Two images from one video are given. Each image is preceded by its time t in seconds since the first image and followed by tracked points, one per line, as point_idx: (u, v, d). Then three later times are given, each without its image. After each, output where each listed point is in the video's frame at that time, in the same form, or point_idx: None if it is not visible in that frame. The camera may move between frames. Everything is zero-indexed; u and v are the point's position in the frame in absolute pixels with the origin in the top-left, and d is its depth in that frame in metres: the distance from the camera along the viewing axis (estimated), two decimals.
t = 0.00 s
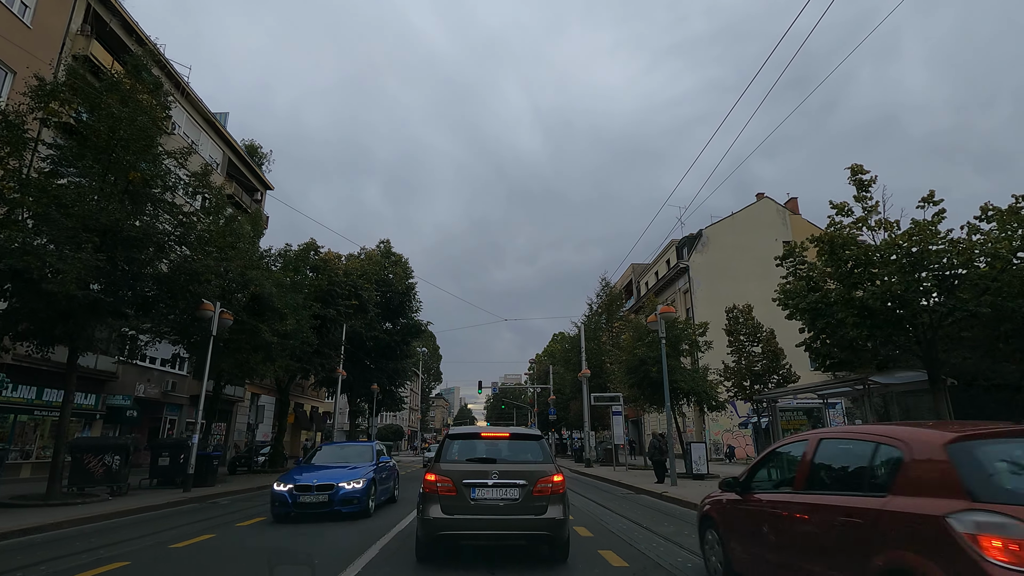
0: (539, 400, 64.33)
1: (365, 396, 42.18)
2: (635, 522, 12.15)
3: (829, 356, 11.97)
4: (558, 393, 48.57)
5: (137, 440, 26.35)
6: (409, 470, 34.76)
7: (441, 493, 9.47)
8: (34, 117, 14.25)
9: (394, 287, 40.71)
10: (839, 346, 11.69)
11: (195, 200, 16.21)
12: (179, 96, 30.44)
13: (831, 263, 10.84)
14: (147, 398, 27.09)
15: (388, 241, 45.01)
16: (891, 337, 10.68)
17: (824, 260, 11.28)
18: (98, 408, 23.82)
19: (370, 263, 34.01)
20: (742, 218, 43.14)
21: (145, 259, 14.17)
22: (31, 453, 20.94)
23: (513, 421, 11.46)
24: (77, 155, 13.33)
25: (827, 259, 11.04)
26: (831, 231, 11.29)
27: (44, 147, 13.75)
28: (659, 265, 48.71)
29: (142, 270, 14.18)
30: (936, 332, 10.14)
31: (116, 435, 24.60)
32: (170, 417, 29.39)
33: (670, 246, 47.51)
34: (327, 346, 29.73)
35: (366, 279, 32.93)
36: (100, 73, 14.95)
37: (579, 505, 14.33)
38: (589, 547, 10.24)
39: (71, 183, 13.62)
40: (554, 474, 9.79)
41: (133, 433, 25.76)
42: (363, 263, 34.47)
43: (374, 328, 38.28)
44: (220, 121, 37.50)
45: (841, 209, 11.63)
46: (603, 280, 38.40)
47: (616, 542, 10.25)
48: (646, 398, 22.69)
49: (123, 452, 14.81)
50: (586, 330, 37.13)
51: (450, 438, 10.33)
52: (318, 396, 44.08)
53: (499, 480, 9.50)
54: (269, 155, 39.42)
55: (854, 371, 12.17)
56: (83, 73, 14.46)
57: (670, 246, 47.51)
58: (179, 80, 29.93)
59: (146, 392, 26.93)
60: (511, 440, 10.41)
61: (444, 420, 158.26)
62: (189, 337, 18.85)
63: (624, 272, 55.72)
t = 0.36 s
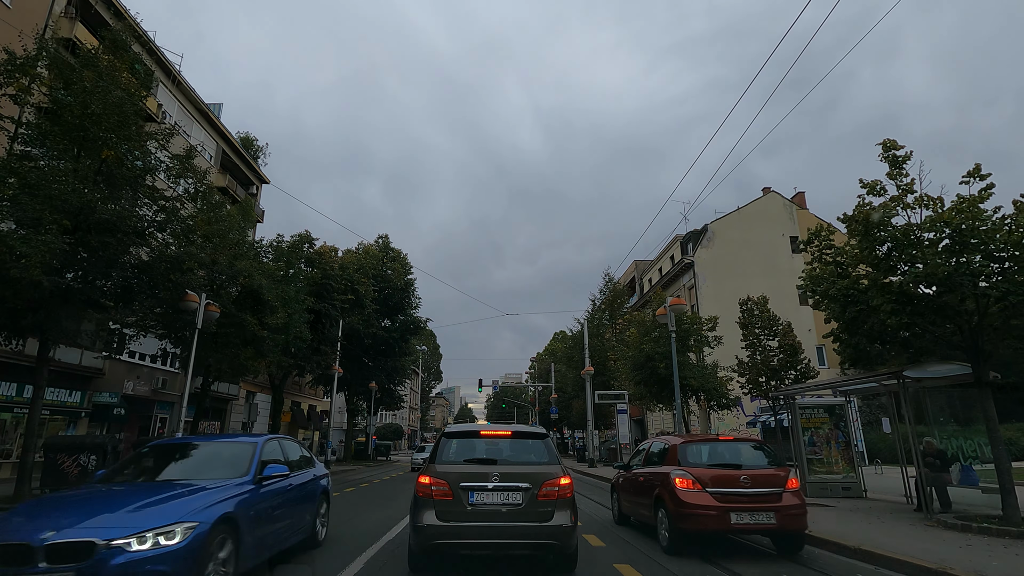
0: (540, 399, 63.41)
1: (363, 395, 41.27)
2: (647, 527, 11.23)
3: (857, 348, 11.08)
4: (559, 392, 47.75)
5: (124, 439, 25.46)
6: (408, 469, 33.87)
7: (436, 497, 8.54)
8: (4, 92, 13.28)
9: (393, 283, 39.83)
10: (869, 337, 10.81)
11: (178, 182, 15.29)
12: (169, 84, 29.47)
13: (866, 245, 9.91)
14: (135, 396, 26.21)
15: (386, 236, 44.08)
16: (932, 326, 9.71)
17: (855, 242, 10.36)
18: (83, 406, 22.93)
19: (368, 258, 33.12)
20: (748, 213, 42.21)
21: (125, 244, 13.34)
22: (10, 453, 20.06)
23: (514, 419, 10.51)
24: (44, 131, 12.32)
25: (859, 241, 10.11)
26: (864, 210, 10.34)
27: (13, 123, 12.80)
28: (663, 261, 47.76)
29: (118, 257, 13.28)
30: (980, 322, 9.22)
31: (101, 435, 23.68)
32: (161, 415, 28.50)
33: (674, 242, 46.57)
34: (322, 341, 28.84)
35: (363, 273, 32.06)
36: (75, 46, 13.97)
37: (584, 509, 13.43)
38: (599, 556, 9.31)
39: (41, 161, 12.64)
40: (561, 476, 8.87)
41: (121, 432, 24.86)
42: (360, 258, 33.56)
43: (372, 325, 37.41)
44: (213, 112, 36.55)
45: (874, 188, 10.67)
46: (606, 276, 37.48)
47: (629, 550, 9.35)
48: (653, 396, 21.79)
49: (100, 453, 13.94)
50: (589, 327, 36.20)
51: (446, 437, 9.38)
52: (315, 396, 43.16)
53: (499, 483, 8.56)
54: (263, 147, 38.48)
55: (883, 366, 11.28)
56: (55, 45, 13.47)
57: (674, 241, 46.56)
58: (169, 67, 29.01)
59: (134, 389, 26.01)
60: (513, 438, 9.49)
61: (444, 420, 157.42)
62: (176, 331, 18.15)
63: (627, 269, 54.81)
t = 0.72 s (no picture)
0: (541, 399, 62.64)
1: (361, 394, 40.53)
2: (657, 532, 10.47)
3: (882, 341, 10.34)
4: (561, 391, 46.97)
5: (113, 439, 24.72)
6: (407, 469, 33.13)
7: (431, 502, 7.80)
8: None
9: (391, 280, 39.13)
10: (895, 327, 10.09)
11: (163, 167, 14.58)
12: (162, 75, 28.72)
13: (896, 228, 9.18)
14: (125, 395, 25.48)
15: (385, 232, 43.32)
16: (969, 316, 8.98)
17: (880, 227, 9.66)
18: (70, 405, 22.20)
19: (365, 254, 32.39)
20: (753, 209, 41.48)
21: (107, 232, 12.69)
22: None
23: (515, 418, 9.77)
24: (4, 102, 11.33)
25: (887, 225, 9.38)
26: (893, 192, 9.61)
27: None
28: (666, 258, 47.01)
29: (95, 246, 12.56)
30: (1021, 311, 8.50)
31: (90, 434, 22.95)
32: (152, 414, 27.77)
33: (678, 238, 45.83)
34: (319, 338, 28.13)
35: (360, 269, 31.36)
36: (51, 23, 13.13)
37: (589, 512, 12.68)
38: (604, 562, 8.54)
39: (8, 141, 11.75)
40: (566, 478, 8.16)
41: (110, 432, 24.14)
42: (357, 253, 32.83)
43: (371, 322, 36.68)
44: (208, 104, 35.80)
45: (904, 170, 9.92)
46: (608, 272, 36.73)
47: (636, 557, 8.55)
48: (659, 395, 21.05)
49: (79, 453, 13.25)
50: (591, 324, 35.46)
51: (443, 437, 8.65)
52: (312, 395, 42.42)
53: (500, 486, 7.84)
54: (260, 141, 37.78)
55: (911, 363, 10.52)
56: (29, 20, 12.63)
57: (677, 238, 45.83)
58: (162, 58, 28.26)
59: (124, 388, 25.29)
60: (515, 439, 8.78)
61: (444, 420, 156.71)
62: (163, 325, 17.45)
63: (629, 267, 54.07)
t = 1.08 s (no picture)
0: (542, 399, 62.18)
1: (360, 393, 40.00)
2: (663, 532, 9.95)
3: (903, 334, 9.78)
4: (562, 390, 46.33)
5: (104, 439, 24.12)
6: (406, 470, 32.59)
7: (427, 505, 7.23)
8: None
9: (390, 278, 38.58)
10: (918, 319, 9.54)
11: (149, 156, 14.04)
12: (155, 67, 28.16)
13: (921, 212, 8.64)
14: (117, 394, 24.92)
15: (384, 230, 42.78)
16: (1002, 306, 8.39)
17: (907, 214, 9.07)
18: (59, 404, 21.62)
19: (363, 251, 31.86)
20: (757, 206, 40.92)
21: (90, 223, 12.16)
22: None
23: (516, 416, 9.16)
24: None
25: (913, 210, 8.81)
26: (919, 175, 9.03)
27: None
28: (668, 256, 46.48)
29: (75, 237, 11.97)
30: None
31: (80, 434, 22.37)
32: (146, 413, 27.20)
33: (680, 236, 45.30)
34: (316, 337, 27.60)
35: (358, 266, 30.82)
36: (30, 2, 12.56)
37: (592, 516, 12.13)
38: (607, 561, 8.06)
39: None
40: (570, 480, 7.59)
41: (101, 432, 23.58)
42: (355, 250, 32.30)
43: (369, 320, 36.13)
44: (204, 99, 35.21)
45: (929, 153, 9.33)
46: (610, 269, 36.15)
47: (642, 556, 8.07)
48: (663, 394, 20.51)
49: (61, 454, 12.74)
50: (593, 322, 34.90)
51: (441, 436, 8.06)
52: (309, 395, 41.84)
53: (500, 487, 7.26)
54: (257, 137, 37.26)
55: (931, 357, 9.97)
56: None
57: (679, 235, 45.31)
58: (155, 50, 27.71)
59: (116, 387, 24.74)
60: (515, 438, 8.20)
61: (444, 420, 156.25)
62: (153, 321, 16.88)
63: (630, 265, 53.54)
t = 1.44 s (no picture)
0: (543, 399, 61.73)
1: (359, 393, 39.53)
2: (670, 536, 9.48)
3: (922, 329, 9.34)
4: (563, 390, 45.83)
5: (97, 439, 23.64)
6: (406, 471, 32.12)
7: (425, 508, 6.80)
8: None
9: (389, 276, 38.11)
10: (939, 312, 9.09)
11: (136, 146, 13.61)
12: (150, 62, 27.72)
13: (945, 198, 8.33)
14: (110, 394, 24.46)
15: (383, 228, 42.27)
16: None
17: (929, 204, 8.66)
18: (49, 405, 21.17)
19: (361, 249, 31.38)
20: (760, 204, 40.48)
21: (74, 215, 11.72)
22: None
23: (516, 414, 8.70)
24: None
25: (936, 198, 8.38)
26: (941, 162, 8.60)
27: None
28: (670, 254, 46.03)
29: (59, 230, 11.54)
30: None
31: (72, 435, 21.92)
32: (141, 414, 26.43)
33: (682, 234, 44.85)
34: (313, 335, 27.14)
35: (356, 265, 30.35)
36: None
37: (595, 516, 11.76)
38: (608, 563, 7.65)
39: None
40: (573, 481, 7.14)
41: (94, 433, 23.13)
42: (353, 248, 31.84)
43: (367, 319, 35.66)
44: (200, 95, 34.76)
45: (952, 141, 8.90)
46: (612, 268, 35.69)
47: (645, 559, 7.65)
48: (668, 393, 20.04)
49: (45, 455, 12.30)
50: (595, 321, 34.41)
51: (439, 437, 7.63)
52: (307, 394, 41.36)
53: (502, 489, 6.83)
54: (254, 134, 36.78)
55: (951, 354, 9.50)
56: None
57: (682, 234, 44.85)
58: (150, 44, 27.26)
59: (109, 386, 24.28)
60: (515, 438, 7.76)
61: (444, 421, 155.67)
62: (144, 318, 16.43)
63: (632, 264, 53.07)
